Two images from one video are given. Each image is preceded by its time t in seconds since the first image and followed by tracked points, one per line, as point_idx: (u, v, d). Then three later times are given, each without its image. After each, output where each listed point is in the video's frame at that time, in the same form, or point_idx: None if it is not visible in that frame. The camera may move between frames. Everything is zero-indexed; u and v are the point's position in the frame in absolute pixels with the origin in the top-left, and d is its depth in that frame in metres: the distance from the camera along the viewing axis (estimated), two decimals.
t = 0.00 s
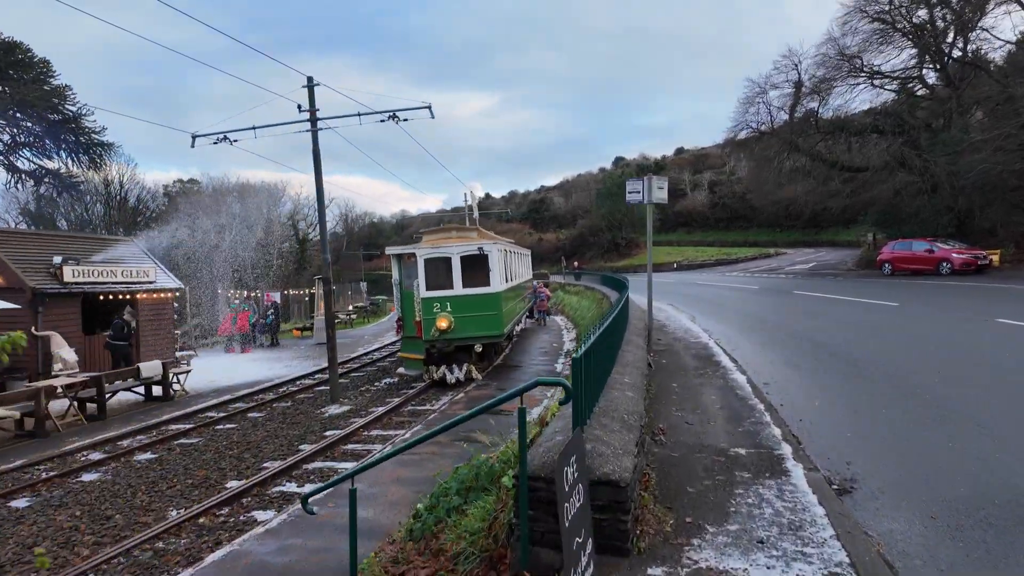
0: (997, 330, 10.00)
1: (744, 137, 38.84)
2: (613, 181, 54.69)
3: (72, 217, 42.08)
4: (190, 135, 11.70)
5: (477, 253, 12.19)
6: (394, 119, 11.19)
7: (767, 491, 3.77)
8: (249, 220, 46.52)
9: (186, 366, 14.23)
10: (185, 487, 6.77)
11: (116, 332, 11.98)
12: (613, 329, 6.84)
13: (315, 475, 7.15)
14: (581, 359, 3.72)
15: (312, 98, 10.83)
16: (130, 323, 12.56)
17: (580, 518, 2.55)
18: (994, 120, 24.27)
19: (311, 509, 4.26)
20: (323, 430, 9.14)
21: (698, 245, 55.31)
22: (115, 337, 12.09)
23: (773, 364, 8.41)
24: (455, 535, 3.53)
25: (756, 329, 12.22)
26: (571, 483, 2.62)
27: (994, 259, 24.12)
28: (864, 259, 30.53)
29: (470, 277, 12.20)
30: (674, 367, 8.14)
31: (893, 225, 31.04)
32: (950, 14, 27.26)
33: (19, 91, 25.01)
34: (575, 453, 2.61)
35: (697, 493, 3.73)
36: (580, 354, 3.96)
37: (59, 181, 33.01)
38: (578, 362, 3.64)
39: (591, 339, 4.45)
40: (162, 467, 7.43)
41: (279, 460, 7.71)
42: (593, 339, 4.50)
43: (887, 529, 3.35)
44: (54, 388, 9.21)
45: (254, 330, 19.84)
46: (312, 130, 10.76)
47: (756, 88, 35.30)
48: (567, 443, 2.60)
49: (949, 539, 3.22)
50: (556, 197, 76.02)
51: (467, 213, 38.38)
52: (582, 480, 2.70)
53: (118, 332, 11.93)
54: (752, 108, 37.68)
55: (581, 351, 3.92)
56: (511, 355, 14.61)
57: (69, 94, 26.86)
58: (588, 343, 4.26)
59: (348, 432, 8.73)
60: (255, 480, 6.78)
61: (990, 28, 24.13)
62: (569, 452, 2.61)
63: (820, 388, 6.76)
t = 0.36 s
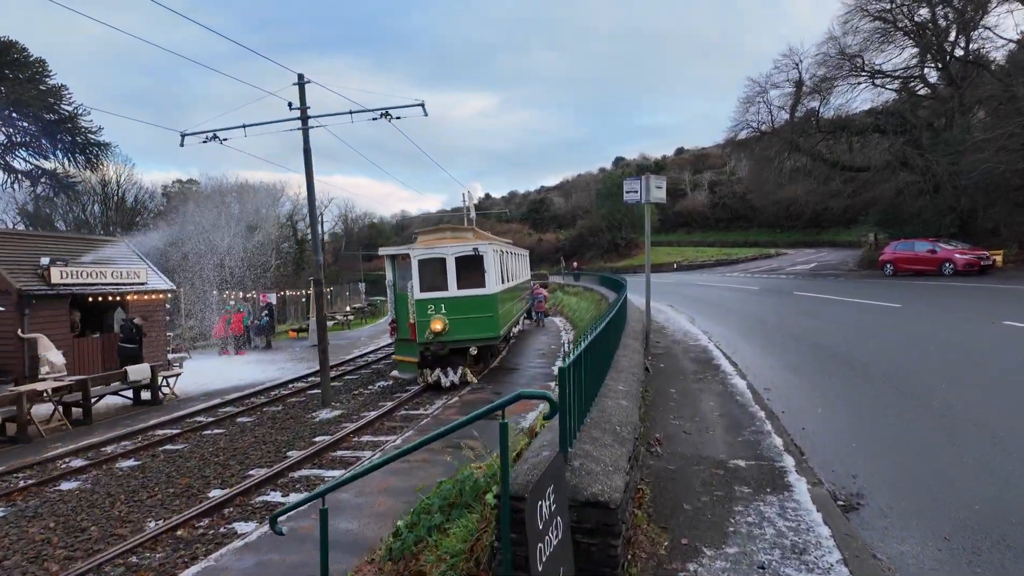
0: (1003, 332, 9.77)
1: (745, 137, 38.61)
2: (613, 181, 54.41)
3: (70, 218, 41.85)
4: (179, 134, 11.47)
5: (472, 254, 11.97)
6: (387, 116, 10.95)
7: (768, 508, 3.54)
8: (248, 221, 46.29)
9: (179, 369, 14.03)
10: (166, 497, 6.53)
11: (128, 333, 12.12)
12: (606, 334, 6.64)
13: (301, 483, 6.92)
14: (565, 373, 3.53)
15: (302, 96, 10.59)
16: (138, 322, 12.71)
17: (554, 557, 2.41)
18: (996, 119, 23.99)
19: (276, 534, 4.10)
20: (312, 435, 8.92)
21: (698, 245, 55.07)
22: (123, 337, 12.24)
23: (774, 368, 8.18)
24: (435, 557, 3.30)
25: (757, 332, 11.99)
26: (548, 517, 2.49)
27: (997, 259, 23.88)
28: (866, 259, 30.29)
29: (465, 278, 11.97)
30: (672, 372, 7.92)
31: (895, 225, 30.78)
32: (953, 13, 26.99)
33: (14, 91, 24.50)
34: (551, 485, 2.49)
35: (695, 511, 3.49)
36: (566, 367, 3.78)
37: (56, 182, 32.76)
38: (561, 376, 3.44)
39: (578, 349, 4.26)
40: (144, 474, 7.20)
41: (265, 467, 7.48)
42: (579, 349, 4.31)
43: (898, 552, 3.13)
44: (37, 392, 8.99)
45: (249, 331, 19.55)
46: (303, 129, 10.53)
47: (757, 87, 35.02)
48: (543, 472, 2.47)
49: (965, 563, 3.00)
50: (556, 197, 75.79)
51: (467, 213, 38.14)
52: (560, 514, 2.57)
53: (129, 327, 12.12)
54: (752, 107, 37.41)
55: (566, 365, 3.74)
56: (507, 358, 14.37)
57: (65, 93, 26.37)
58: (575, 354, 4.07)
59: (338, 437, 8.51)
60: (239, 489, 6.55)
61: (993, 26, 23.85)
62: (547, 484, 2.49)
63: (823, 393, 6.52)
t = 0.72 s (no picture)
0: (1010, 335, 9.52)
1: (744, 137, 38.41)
2: (612, 181, 54.18)
3: (67, 218, 41.67)
4: (167, 131, 11.22)
5: (467, 253, 11.73)
6: (379, 112, 10.70)
7: (769, 524, 3.29)
8: (246, 221, 46.15)
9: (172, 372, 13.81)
10: (143, 504, 6.27)
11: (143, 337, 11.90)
12: (600, 335, 6.39)
13: (285, 490, 6.68)
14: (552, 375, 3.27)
15: (292, 91, 10.35)
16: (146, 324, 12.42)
17: None
18: (999, 117, 23.72)
19: (240, 553, 3.87)
20: (301, 440, 8.69)
21: (698, 246, 54.89)
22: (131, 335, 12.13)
23: (775, 371, 7.94)
24: None
25: (758, 333, 11.76)
26: (520, 548, 2.10)
27: (1000, 259, 23.62)
28: (867, 259, 30.05)
29: (459, 278, 11.72)
30: (671, 374, 7.69)
31: (897, 225, 30.53)
32: (954, 11, 26.75)
33: (11, 91, 23.79)
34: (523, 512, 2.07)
35: (690, 527, 3.26)
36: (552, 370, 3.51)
37: (53, 181, 32.57)
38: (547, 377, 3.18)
39: (567, 352, 4.01)
40: (123, 480, 6.95)
41: (249, 473, 7.24)
42: (569, 350, 4.06)
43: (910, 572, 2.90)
44: (18, 394, 8.77)
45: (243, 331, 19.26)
46: (294, 125, 10.29)
47: (757, 86, 34.81)
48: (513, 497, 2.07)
49: None
50: (556, 197, 75.64)
51: (465, 213, 37.99)
52: (534, 543, 2.18)
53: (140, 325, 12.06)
54: (752, 106, 37.19)
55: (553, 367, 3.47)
56: (503, 360, 14.13)
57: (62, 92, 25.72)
58: (564, 356, 3.82)
59: (326, 442, 8.27)
60: (219, 496, 6.29)
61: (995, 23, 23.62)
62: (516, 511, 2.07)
63: (825, 397, 6.32)
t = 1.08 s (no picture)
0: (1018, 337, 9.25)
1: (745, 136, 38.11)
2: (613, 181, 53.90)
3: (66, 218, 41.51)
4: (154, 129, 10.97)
5: (462, 253, 11.50)
6: (370, 110, 10.44)
7: (771, 548, 3.04)
8: (245, 221, 45.94)
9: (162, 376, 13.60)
10: (119, 516, 6.03)
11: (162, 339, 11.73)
12: (595, 338, 6.16)
13: (268, 500, 6.43)
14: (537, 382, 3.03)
15: (282, 88, 10.11)
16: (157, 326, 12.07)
17: None
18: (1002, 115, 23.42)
19: None
20: (288, 446, 8.45)
21: (699, 246, 54.60)
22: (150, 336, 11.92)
23: (777, 375, 7.70)
24: None
25: (759, 336, 11.51)
26: None
27: (1004, 259, 23.33)
28: (869, 259, 29.78)
29: (453, 278, 11.48)
30: (669, 379, 7.45)
31: (899, 225, 30.24)
32: (958, 9, 26.43)
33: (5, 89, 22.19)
34: (485, 575, 1.82)
35: (685, 551, 3.01)
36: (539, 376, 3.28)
37: (50, 181, 32.35)
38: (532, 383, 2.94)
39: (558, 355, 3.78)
40: (102, 489, 6.71)
41: (232, 481, 6.99)
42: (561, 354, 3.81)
43: None
44: None
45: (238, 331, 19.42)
46: (283, 122, 10.05)
47: (758, 84, 34.52)
48: (471, 550, 1.84)
49: None
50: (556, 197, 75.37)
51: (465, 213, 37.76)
52: None
53: (159, 325, 11.81)
54: (754, 105, 36.87)
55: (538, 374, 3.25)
56: (499, 362, 13.90)
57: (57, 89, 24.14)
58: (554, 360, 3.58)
59: (313, 449, 8.03)
60: (198, 506, 6.05)
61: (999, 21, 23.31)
62: (471, 570, 1.84)
63: (828, 403, 6.07)
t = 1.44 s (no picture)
0: None
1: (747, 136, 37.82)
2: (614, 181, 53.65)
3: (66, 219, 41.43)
4: (142, 127, 10.72)
5: (456, 253, 11.28)
6: (362, 107, 10.22)
7: (770, 572, 2.81)
8: (245, 222, 45.80)
9: (153, 379, 13.45)
10: (94, 525, 5.81)
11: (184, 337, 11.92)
12: (589, 340, 5.93)
13: (250, 509, 6.20)
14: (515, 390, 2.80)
15: (272, 85, 9.90)
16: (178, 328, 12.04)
17: None
18: (1007, 114, 23.11)
19: None
20: (276, 451, 8.23)
21: (700, 246, 54.32)
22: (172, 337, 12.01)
23: (777, 379, 7.46)
24: None
25: (760, 337, 11.27)
26: None
27: (1010, 259, 23.04)
28: (872, 259, 29.49)
29: (448, 279, 11.25)
30: (666, 383, 7.21)
31: (902, 225, 29.96)
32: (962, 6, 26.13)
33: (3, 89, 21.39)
34: None
35: None
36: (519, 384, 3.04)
37: (49, 182, 32.22)
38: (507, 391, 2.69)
39: (545, 358, 3.54)
40: (79, 497, 6.48)
41: (215, 488, 6.76)
42: (547, 357, 3.57)
43: None
44: None
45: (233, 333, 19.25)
46: (273, 120, 9.83)
47: (760, 83, 34.23)
48: None
49: None
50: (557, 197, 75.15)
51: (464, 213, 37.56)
52: None
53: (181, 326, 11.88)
54: (756, 104, 36.58)
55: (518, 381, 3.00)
56: (495, 363, 13.70)
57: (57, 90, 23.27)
58: (539, 364, 3.34)
59: (301, 454, 7.80)
60: (176, 516, 5.82)
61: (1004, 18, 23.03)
62: None
63: (831, 410, 5.83)
